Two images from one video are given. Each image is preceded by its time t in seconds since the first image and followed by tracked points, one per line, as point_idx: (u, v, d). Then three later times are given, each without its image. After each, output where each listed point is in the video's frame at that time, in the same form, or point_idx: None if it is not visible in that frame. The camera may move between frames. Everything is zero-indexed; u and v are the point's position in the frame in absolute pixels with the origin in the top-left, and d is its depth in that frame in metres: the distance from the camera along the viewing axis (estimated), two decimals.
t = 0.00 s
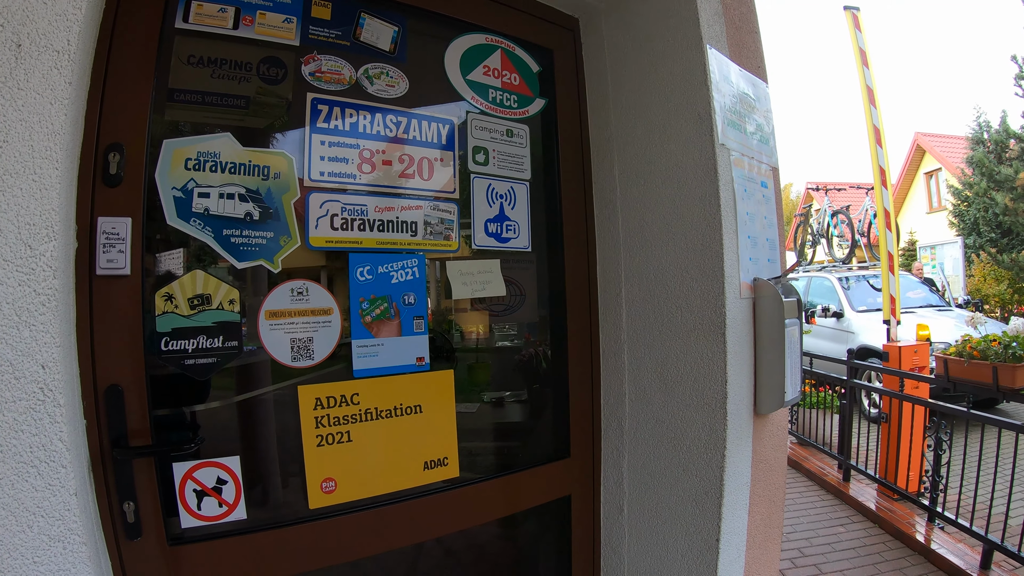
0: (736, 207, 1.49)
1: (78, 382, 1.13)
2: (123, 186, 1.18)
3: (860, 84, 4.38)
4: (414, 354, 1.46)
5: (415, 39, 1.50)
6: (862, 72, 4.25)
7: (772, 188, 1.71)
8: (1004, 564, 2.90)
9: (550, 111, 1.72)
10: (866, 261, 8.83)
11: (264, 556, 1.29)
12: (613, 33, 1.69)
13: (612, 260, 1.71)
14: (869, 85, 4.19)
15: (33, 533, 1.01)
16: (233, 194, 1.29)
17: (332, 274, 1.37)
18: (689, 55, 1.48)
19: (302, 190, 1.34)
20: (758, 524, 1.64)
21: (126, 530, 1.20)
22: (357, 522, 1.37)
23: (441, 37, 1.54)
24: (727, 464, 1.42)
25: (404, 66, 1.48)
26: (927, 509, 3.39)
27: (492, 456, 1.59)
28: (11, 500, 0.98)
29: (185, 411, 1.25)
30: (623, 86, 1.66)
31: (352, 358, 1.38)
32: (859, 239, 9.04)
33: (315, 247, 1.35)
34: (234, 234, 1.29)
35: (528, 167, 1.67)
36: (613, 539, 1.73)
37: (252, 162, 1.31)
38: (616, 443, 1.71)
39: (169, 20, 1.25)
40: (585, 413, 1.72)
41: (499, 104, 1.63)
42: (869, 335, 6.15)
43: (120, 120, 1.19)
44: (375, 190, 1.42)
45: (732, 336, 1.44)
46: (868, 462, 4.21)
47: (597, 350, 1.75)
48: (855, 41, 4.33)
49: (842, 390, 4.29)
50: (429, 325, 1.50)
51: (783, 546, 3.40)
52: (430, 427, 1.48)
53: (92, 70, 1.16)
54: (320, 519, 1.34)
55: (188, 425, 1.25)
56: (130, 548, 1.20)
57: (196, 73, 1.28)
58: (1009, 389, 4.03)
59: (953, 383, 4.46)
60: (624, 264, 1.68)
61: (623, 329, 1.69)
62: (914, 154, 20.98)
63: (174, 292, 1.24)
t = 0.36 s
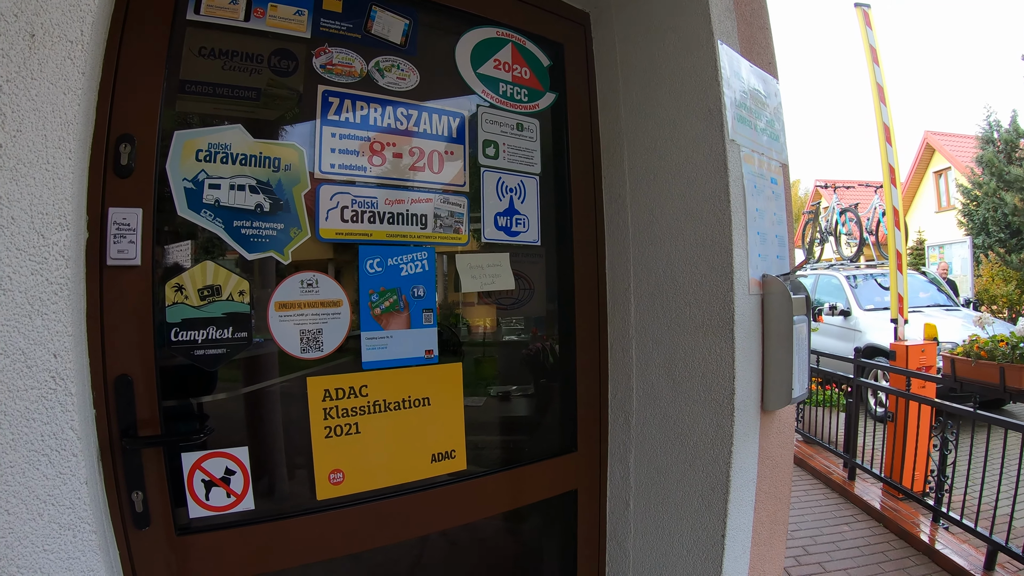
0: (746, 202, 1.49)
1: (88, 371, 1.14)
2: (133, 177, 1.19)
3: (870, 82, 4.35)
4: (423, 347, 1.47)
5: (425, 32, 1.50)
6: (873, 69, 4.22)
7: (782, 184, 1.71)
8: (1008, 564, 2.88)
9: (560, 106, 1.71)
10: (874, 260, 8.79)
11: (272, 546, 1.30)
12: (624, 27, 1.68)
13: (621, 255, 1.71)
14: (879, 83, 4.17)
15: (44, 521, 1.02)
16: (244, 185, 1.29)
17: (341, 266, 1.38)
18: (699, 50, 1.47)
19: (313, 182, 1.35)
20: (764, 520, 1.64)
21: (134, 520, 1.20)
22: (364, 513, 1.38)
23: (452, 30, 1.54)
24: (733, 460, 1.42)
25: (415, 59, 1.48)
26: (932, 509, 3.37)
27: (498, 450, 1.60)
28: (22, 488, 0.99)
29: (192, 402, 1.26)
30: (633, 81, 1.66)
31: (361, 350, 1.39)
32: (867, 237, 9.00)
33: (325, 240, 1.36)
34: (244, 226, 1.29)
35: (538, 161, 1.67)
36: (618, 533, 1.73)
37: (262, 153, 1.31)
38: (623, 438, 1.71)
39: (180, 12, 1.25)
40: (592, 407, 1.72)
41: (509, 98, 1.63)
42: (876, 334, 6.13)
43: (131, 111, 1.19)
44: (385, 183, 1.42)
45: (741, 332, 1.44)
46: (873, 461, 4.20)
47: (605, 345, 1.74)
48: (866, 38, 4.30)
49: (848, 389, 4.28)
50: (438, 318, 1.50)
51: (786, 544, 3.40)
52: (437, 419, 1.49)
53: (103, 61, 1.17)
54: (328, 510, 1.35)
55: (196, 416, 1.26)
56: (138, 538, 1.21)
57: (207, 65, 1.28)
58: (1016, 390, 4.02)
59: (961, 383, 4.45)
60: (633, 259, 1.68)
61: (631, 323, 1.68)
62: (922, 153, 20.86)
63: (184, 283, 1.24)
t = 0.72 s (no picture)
0: (753, 204, 1.49)
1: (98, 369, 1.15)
2: (143, 176, 1.20)
3: (877, 83, 4.34)
4: (430, 346, 1.48)
5: (434, 32, 1.51)
6: (880, 70, 4.21)
7: (789, 186, 1.71)
8: (1011, 567, 2.88)
9: (567, 106, 1.71)
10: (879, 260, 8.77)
11: (279, 544, 1.31)
12: (632, 28, 1.68)
13: (628, 255, 1.71)
14: (887, 84, 4.15)
15: (56, 519, 1.03)
16: (253, 184, 1.30)
17: (350, 265, 1.39)
18: (707, 52, 1.47)
19: (322, 182, 1.35)
20: (768, 521, 1.64)
21: (143, 516, 1.21)
22: (371, 511, 1.39)
23: (460, 30, 1.54)
24: (738, 461, 1.43)
25: (424, 59, 1.49)
26: (935, 511, 3.37)
27: (503, 449, 1.60)
28: (35, 488, 1.00)
29: (199, 400, 1.26)
30: (641, 81, 1.66)
31: (369, 348, 1.40)
32: (873, 238, 8.97)
33: (333, 239, 1.36)
34: (253, 225, 1.30)
35: (545, 162, 1.68)
36: (623, 533, 1.73)
37: (272, 153, 1.32)
38: (629, 438, 1.71)
39: (190, 12, 1.26)
40: (597, 407, 1.72)
41: (517, 98, 1.64)
42: (881, 334, 6.11)
43: (141, 111, 1.20)
44: (394, 183, 1.43)
45: (747, 333, 1.44)
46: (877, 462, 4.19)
47: (611, 345, 1.75)
48: (873, 39, 4.29)
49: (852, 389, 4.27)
50: (445, 317, 1.51)
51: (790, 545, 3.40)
52: (444, 418, 1.49)
53: (113, 61, 1.17)
54: (335, 508, 1.36)
55: (204, 414, 1.27)
56: (147, 534, 1.22)
57: (217, 64, 1.29)
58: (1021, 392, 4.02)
59: (965, 385, 4.47)
60: (640, 259, 1.68)
61: (637, 323, 1.69)
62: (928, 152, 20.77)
63: (194, 281, 1.25)
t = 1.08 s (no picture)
0: (758, 207, 1.48)
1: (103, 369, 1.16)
2: (149, 176, 1.20)
3: (883, 85, 4.32)
4: (435, 347, 1.48)
5: (440, 34, 1.51)
6: (885, 72, 4.19)
7: (794, 189, 1.70)
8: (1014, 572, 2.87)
9: (573, 107, 1.71)
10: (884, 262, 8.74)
11: (283, 543, 1.32)
12: (638, 30, 1.68)
13: (633, 257, 1.71)
14: (893, 86, 4.14)
15: (62, 519, 1.03)
16: (259, 185, 1.30)
17: (355, 266, 1.39)
18: (713, 54, 1.47)
19: (328, 183, 1.36)
20: (772, 523, 1.64)
21: (148, 516, 1.22)
22: (375, 511, 1.39)
23: (466, 32, 1.54)
24: (742, 464, 1.42)
25: (430, 61, 1.49)
26: (939, 514, 3.36)
27: (506, 449, 1.60)
28: (42, 487, 1.00)
29: (203, 399, 1.27)
30: (647, 83, 1.66)
31: (374, 349, 1.40)
32: (878, 239, 8.95)
33: (339, 239, 1.37)
34: (260, 226, 1.30)
35: (551, 163, 1.68)
36: (626, 534, 1.73)
37: (278, 154, 1.32)
38: (633, 439, 1.71)
39: (197, 13, 1.26)
40: (602, 408, 1.72)
41: (522, 100, 1.64)
42: (886, 337, 6.10)
43: (147, 111, 1.20)
44: (399, 184, 1.43)
45: (751, 336, 1.44)
46: (881, 465, 4.18)
47: (615, 347, 1.75)
48: (879, 41, 4.28)
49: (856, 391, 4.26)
50: (450, 318, 1.51)
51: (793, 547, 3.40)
52: (448, 419, 1.50)
53: (120, 63, 1.18)
54: (339, 508, 1.36)
55: (209, 414, 1.27)
56: (152, 533, 1.22)
57: (224, 65, 1.29)
58: None
59: (970, 389, 4.47)
60: (645, 261, 1.68)
61: (642, 325, 1.69)
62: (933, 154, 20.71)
63: (200, 282, 1.25)
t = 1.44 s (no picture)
0: (763, 209, 1.48)
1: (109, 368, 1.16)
2: (156, 177, 1.20)
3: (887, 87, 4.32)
4: (440, 348, 1.48)
5: (445, 36, 1.52)
6: (890, 74, 4.19)
7: (799, 191, 1.70)
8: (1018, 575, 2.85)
9: (578, 110, 1.72)
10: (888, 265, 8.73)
11: (287, 543, 1.32)
12: (642, 32, 1.68)
13: (637, 259, 1.71)
14: (897, 88, 4.13)
15: (68, 517, 1.03)
16: (265, 186, 1.31)
17: (360, 268, 1.39)
18: (718, 56, 1.47)
19: (334, 184, 1.36)
20: (776, 526, 1.63)
21: (152, 515, 1.22)
22: (378, 512, 1.39)
23: (472, 34, 1.55)
24: (746, 466, 1.42)
25: (435, 63, 1.50)
26: (943, 518, 3.35)
27: (510, 451, 1.60)
28: (48, 486, 1.01)
29: (208, 399, 1.27)
30: (651, 85, 1.66)
31: (379, 350, 1.41)
32: (882, 242, 8.93)
33: (344, 241, 1.37)
34: (265, 227, 1.31)
35: (555, 165, 1.68)
36: (629, 536, 1.73)
37: (284, 155, 1.32)
38: (636, 441, 1.71)
39: (203, 14, 1.27)
40: (605, 410, 1.72)
41: (527, 102, 1.64)
42: (889, 339, 6.08)
43: (154, 112, 1.21)
44: (405, 186, 1.44)
45: (756, 338, 1.44)
46: (885, 468, 4.17)
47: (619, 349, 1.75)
48: (883, 43, 4.27)
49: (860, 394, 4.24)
50: (455, 320, 1.51)
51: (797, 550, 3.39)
52: (453, 420, 1.50)
53: (127, 64, 1.18)
54: (343, 509, 1.36)
55: (214, 414, 1.27)
56: (157, 533, 1.23)
57: (230, 67, 1.30)
58: None
59: (974, 392, 4.44)
60: (649, 263, 1.68)
61: (646, 327, 1.69)
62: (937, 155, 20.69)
63: (206, 282, 1.26)
